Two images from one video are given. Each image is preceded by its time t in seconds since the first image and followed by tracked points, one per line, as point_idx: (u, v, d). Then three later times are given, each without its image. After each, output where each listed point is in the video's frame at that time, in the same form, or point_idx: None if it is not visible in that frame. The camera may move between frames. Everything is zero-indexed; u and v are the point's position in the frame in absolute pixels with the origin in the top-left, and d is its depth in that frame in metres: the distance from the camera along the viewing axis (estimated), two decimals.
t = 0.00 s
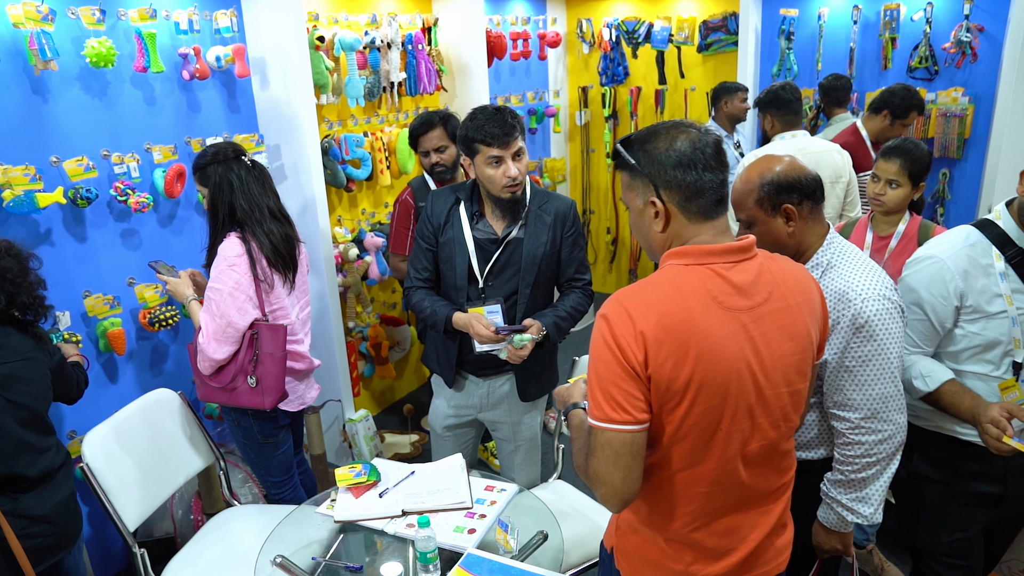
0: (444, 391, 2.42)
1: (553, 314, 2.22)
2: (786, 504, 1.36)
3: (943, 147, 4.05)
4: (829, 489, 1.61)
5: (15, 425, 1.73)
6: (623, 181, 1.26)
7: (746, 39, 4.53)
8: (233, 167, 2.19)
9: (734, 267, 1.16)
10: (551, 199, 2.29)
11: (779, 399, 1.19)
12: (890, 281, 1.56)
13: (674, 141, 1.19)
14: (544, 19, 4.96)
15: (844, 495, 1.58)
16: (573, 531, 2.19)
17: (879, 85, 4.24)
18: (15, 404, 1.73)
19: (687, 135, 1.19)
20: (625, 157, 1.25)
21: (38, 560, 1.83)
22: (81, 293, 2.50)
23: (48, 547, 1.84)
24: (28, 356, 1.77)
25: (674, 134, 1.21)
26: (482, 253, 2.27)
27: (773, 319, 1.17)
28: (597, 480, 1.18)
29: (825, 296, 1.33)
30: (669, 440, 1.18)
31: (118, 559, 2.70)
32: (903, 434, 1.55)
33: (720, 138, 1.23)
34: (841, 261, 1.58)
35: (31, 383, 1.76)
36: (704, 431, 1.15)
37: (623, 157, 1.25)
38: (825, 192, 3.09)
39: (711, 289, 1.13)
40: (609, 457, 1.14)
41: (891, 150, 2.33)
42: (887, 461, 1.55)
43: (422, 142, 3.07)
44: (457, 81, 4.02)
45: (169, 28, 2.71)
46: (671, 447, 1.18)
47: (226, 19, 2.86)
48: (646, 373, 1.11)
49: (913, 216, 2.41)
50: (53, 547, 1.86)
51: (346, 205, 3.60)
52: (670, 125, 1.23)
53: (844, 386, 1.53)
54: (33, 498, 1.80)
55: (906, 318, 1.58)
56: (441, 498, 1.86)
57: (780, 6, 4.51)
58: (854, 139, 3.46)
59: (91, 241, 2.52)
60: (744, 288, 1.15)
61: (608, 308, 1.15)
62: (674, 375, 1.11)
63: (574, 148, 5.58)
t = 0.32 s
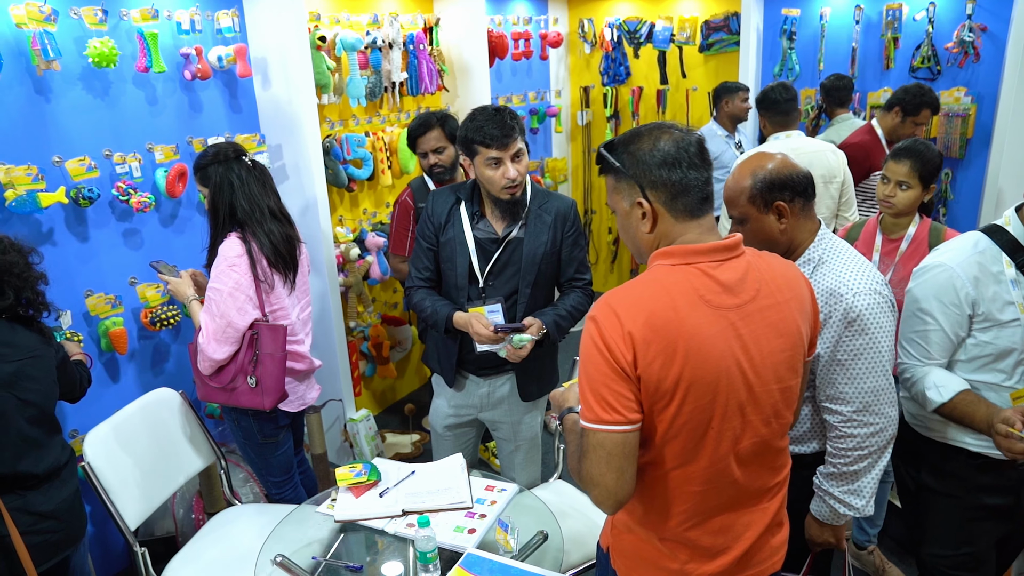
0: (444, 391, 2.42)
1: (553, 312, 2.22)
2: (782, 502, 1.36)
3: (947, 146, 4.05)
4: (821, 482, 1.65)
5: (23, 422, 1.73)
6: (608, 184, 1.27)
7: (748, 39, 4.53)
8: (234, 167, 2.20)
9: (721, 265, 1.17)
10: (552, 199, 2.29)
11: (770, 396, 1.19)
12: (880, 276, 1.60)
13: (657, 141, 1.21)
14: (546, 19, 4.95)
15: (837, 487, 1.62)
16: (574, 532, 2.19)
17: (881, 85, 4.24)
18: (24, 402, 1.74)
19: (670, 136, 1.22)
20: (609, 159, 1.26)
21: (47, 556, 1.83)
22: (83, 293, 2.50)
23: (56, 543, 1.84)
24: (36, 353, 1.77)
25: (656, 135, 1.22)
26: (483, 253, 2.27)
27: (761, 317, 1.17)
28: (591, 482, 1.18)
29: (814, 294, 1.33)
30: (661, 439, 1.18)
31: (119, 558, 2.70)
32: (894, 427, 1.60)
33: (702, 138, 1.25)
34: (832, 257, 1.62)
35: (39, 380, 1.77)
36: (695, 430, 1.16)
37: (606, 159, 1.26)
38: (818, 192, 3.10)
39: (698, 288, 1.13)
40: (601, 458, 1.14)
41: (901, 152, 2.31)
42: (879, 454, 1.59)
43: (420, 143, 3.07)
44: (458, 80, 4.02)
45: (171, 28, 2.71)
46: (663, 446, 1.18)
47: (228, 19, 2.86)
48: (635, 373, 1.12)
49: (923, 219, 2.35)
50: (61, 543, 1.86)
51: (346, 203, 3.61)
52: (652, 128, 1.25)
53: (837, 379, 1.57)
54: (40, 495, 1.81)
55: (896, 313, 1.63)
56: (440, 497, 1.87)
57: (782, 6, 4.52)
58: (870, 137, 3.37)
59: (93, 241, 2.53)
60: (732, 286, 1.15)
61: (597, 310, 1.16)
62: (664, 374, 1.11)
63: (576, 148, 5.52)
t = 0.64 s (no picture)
0: (444, 391, 2.43)
1: (553, 311, 2.22)
2: (779, 499, 1.36)
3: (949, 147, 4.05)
4: (815, 476, 1.66)
5: (33, 418, 1.74)
6: (593, 188, 1.27)
7: (750, 38, 4.55)
8: (235, 168, 2.20)
9: (708, 264, 1.17)
10: (552, 199, 2.29)
11: (763, 392, 1.20)
12: (870, 271, 1.61)
13: (641, 143, 1.22)
14: (548, 19, 4.95)
15: (830, 481, 1.63)
16: (575, 532, 2.19)
17: (883, 86, 4.23)
18: (33, 399, 1.74)
19: (653, 137, 1.22)
20: (594, 163, 1.26)
21: (56, 551, 1.83)
22: (85, 292, 2.51)
23: (66, 540, 1.84)
24: (45, 351, 1.78)
25: (639, 137, 1.23)
26: (483, 253, 2.28)
27: (750, 313, 1.17)
28: (586, 484, 1.18)
29: (803, 290, 1.33)
30: (654, 439, 1.18)
31: (120, 558, 2.71)
32: (886, 420, 1.61)
33: (685, 139, 1.26)
34: (822, 252, 1.63)
35: (48, 377, 1.77)
36: (688, 429, 1.16)
37: (591, 163, 1.26)
38: (813, 193, 3.10)
39: (685, 288, 1.13)
40: (594, 460, 1.14)
41: (912, 154, 2.30)
42: (870, 447, 1.60)
43: (419, 144, 3.08)
44: (461, 81, 4.03)
45: (173, 28, 2.71)
46: (656, 446, 1.18)
47: (230, 19, 2.87)
48: (624, 374, 1.12)
49: (932, 222, 2.32)
50: (71, 538, 1.86)
51: (348, 203, 3.62)
52: (634, 130, 1.25)
53: (829, 374, 1.58)
54: (50, 491, 1.81)
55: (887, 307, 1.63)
56: (439, 497, 1.87)
57: (784, 6, 4.52)
58: (885, 136, 3.32)
59: (95, 241, 2.53)
60: (720, 283, 1.15)
61: (585, 312, 1.16)
62: (653, 374, 1.12)
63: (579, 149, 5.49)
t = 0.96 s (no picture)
0: (444, 390, 2.43)
1: (553, 310, 2.22)
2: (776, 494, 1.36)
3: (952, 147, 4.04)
4: (808, 469, 1.67)
5: (46, 415, 1.74)
6: (578, 193, 1.27)
7: (752, 38, 4.54)
8: (235, 168, 2.20)
9: (695, 263, 1.17)
10: (552, 199, 2.29)
11: (754, 390, 1.19)
12: (859, 266, 1.63)
13: (624, 146, 1.22)
14: (550, 19, 4.94)
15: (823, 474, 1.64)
16: (575, 532, 2.18)
17: (886, 85, 4.23)
18: (45, 395, 1.73)
19: (635, 139, 1.22)
20: (578, 168, 1.26)
21: (66, 547, 1.82)
22: (87, 292, 2.52)
23: (76, 535, 1.84)
24: (56, 348, 1.77)
25: (621, 140, 1.23)
26: (484, 253, 2.28)
27: (739, 310, 1.17)
28: (580, 487, 1.17)
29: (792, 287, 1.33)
30: (646, 439, 1.18)
31: (122, 557, 2.72)
32: (877, 412, 1.62)
33: (667, 140, 1.26)
34: (811, 248, 1.64)
35: (58, 373, 1.77)
36: (680, 428, 1.16)
37: (575, 169, 1.27)
38: (807, 192, 3.11)
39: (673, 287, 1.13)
40: (587, 462, 1.14)
41: (925, 157, 2.30)
42: (863, 439, 1.61)
43: (418, 145, 3.08)
44: (462, 80, 4.02)
45: (174, 28, 2.72)
46: (649, 445, 1.18)
47: (232, 19, 2.87)
48: (614, 375, 1.12)
49: (943, 225, 2.31)
50: (81, 533, 1.86)
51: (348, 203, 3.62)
52: (616, 134, 1.25)
53: (821, 367, 1.59)
54: (61, 487, 1.81)
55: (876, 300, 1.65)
56: (439, 497, 1.87)
57: (786, 6, 4.51)
58: (895, 136, 3.29)
59: (97, 240, 2.54)
60: (708, 281, 1.15)
61: (574, 315, 1.16)
62: (643, 373, 1.11)
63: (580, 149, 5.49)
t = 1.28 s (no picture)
0: (444, 389, 2.43)
1: (553, 308, 2.22)
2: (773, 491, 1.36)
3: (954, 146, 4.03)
4: (804, 462, 1.67)
5: (59, 410, 1.74)
6: (564, 196, 1.27)
7: (755, 36, 4.53)
8: (235, 168, 2.20)
9: (682, 261, 1.16)
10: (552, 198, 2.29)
11: (745, 386, 1.19)
12: (851, 260, 1.63)
13: (606, 148, 1.22)
14: (551, 18, 4.93)
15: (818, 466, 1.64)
16: (576, 531, 2.18)
17: (888, 84, 4.22)
18: (56, 390, 1.74)
19: (618, 141, 1.22)
20: (561, 171, 1.26)
21: (78, 541, 1.82)
22: (89, 290, 2.52)
23: (88, 529, 1.84)
24: (68, 344, 1.77)
25: (603, 142, 1.23)
26: (485, 251, 2.28)
27: (729, 306, 1.17)
28: (573, 489, 1.16)
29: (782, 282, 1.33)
30: (639, 439, 1.17)
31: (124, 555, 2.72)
32: (871, 406, 1.62)
33: (650, 141, 1.26)
34: (803, 243, 1.64)
35: (71, 368, 1.77)
36: (672, 427, 1.15)
37: (559, 172, 1.26)
38: (805, 192, 3.10)
39: (661, 287, 1.13)
40: (579, 464, 1.14)
41: (940, 159, 2.25)
42: (857, 432, 1.61)
43: (418, 144, 3.07)
44: (464, 80, 4.02)
45: (175, 27, 2.72)
46: (643, 445, 1.18)
47: (233, 18, 2.88)
48: (605, 376, 1.12)
49: (953, 228, 2.31)
50: (94, 528, 1.85)
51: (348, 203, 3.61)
52: (598, 138, 1.25)
53: (815, 361, 1.59)
54: (73, 483, 1.81)
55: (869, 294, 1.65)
56: (439, 496, 1.87)
57: (789, 5, 4.51)
58: (905, 135, 3.27)
59: (99, 239, 2.54)
60: (696, 278, 1.15)
61: (563, 318, 1.15)
62: (633, 373, 1.11)
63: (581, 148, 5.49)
